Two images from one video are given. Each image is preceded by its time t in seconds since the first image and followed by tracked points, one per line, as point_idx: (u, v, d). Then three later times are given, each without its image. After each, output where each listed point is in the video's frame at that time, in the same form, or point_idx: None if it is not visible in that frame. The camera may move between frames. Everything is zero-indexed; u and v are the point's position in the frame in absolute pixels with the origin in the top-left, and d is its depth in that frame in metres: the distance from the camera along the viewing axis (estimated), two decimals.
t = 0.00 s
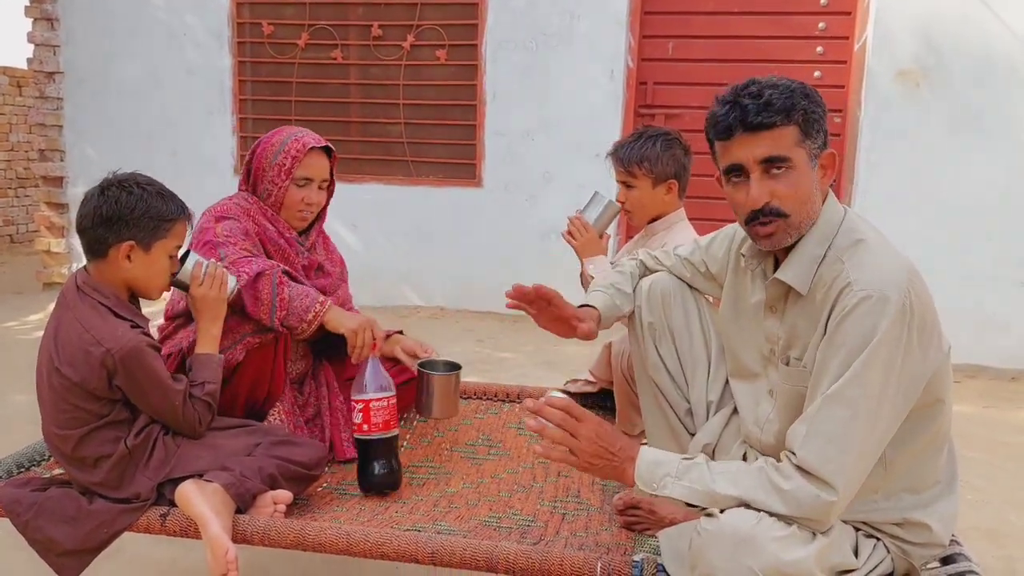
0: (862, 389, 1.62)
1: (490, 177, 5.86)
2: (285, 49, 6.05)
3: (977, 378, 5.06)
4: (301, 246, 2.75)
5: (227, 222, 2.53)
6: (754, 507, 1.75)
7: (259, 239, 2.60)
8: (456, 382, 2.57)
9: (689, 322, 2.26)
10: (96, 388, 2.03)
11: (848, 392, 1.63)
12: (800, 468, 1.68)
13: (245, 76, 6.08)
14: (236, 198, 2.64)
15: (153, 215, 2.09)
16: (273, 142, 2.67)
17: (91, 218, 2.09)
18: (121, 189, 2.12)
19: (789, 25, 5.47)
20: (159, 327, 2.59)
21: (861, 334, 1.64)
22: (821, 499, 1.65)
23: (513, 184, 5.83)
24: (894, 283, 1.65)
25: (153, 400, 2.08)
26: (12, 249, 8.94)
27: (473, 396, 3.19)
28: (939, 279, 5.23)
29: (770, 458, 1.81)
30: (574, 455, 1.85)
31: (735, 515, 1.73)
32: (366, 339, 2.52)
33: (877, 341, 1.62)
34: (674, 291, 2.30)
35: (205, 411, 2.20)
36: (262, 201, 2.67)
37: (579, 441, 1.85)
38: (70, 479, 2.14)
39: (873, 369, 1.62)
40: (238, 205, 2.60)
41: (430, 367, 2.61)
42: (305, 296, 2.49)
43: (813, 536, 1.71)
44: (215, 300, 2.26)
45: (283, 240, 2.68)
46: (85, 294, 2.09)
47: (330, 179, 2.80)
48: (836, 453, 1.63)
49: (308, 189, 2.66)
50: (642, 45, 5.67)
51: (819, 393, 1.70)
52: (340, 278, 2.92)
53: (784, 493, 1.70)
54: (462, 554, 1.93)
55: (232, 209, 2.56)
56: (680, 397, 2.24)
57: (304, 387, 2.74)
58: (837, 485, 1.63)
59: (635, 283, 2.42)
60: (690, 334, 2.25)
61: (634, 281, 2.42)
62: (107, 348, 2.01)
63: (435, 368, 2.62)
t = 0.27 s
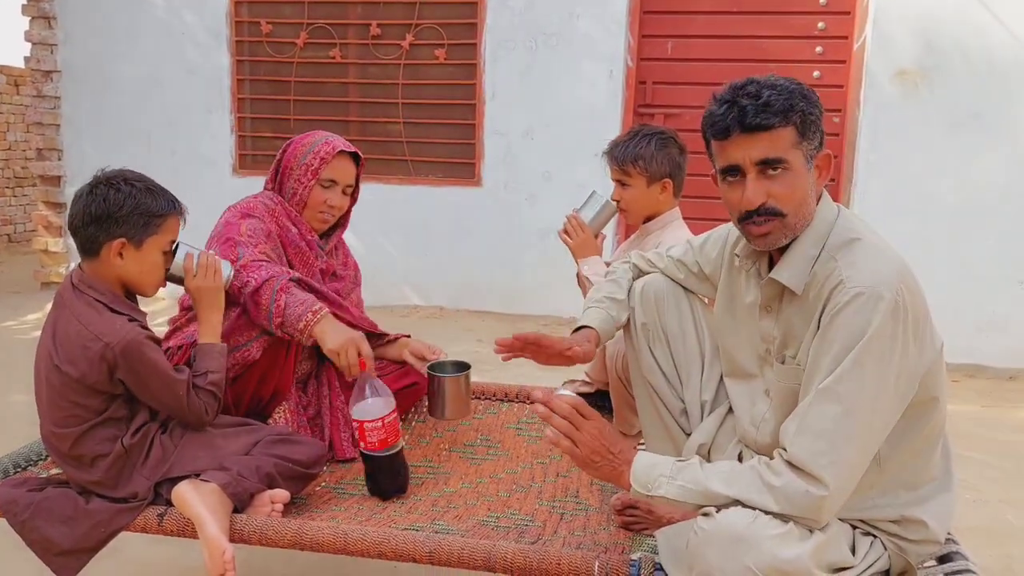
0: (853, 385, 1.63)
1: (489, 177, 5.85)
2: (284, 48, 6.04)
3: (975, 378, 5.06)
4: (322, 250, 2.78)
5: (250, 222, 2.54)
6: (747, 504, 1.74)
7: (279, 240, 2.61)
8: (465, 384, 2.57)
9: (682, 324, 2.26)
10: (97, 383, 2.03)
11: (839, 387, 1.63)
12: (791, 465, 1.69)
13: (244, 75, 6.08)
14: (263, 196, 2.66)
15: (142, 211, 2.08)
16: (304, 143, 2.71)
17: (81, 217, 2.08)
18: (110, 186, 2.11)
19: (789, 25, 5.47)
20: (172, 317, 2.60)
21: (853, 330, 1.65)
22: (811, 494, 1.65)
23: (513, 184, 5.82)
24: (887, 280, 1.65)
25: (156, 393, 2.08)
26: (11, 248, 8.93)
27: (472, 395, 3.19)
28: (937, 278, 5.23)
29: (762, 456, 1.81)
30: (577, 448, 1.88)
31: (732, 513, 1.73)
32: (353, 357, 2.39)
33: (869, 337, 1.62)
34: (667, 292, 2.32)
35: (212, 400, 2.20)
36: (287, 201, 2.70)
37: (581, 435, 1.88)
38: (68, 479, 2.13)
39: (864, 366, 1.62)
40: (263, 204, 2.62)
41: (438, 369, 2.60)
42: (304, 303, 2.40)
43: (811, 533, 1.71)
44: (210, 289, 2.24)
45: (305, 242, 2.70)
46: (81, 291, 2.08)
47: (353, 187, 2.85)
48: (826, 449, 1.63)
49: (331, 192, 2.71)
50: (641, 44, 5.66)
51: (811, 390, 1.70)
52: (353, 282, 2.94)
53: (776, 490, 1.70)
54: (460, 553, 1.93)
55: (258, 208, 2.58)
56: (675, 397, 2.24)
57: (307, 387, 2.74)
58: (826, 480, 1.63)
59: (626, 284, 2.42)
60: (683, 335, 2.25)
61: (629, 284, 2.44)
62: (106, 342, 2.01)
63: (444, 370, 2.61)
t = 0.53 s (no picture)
0: (847, 383, 1.63)
1: (488, 176, 5.85)
2: (283, 47, 6.04)
3: (975, 377, 5.06)
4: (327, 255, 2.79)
5: (254, 235, 2.52)
6: (744, 503, 1.73)
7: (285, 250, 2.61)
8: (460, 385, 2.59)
9: (682, 322, 2.26)
10: (94, 379, 2.03)
11: (832, 385, 1.64)
12: (786, 462, 1.69)
13: (243, 74, 6.07)
14: (270, 204, 2.66)
15: (132, 208, 2.08)
16: (304, 146, 2.72)
17: (71, 216, 2.08)
18: (97, 184, 2.10)
19: (788, 23, 5.47)
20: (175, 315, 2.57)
21: (847, 328, 1.65)
22: (807, 492, 1.65)
23: (512, 183, 5.82)
24: (880, 278, 1.65)
25: (155, 388, 2.07)
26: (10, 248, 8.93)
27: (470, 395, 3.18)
28: (937, 277, 5.23)
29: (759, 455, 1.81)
30: (576, 447, 1.89)
31: (730, 512, 1.73)
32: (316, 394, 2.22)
33: (863, 335, 1.62)
34: (668, 292, 2.31)
35: (212, 391, 2.19)
36: (292, 208, 2.70)
37: (580, 433, 1.89)
38: (66, 478, 2.13)
39: (858, 363, 1.62)
40: (269, 214, 2.61)
41: (434, 371, 2.66)
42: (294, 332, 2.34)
43: (808, 531, 1.71)
44: (201, 280, 2.23)
45: (312, 250, 2.70)
46: (75, 290, 2.08)
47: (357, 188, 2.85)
48: (821, 446, 1.63)
49: (333, 192, 2.72)
50: (641, 43, 5.66)
51: (805, 388, 1.71)
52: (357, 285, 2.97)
53: (772, 488, 1.70)
54: (458, 553, 1.93)
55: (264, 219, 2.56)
56: (675, 396, 2.24)
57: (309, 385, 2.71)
58: (821, 477, 1.63)
59: (627, 287, 2.41)
60: (683, 333, 2.25)
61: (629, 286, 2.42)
62: (102, 339, 2.01)
63: (439, 372, 2.67)
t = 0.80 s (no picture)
0: (846, 380, 1.63)
1: (487, 174, 5.85)
2: (281, 46, 6.04)
3: (974, 373, 5.06)
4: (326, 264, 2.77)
5: (250, 263, 2.50)
6: (743, 500, 1.73)
7: (284, 267, 2.60)
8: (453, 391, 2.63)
9: (682, 319, 2.26)
10: (89, 378, 2.03)
11: (831, 382, 1.64)
12: (784, 459, 1.69)
13: (240, 73, 6.07)
14: (265, 218, 2.63)
15: (120, 206, 2.08)
16: (290, 151, 2.69)
17: (61, 216, 2.08)
18: (86, 184, 2.10)
19: (787, 20, 5.47)
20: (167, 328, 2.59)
21: (846, 325, 1.65)
22: (805, 488, 1.65)
23: (511, 181, 5.82)
24: (880, 275, 1.65)
25: (151, 385, 2.08)
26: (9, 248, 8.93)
27: (468, 393, 3.18)
28: (936, 274, 5.23)
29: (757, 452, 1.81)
30: (569, 448, 1.87)
31: (728, 509, 1.73)
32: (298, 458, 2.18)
33: (863, 332, 1.62)
34: (668, 287, 2.31)
35: (207, 389, 2.19)
36: (285, 220, 2.66)
37: (572, 435, 1.87)
38: (64, 478, 2.13)
39: (858, 361, 1.62)
40: (263, 234, 2.58)
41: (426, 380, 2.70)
42: (286, 376, 2.34)
43: (807, 527, 1.71)
44: (195, 278, 2.21)
45: (311, 264, 2.69)
46: (68, 290, 2.08)
47: (346, 187, 2.82)
48: (819, 443, 1.63)
49: (322, 195, 2.68)
50: (639, 41, 5.66)
51: (804, 385, 1.71)
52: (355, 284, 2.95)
53: (770, 484, 1.70)
54: (457, 551, 1.93)
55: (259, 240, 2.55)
56: (674, 392, 2.24)
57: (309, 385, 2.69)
58: (820, 474, 1.63)
59: (627, 284, 2.40)
60: (683, 330, 2.25)
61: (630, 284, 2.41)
62: (96, 337, 2.01)
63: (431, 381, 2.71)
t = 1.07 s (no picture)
0: (848, 373, 1.63)
1: (486, 168, 5.85)
2: (280, 40, 6.03)
3: (974, 367, 5.06)
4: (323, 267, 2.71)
5: (240, 277, 2.46)
6: (743, 493, 1.74)
7: (276, 278, 2.56)
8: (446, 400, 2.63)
9: (682, 311, 2.26)
10: (89, 370, 2.04)
11: (833, 375, 1.64)
12: (783, 451, 1.69)
13: (240, 67, 6.07)
14: (253, 229, 2.58)
15: (118, 200, 2.08)
16: (269, 154, 2.64)
17: (59, 209, 2.08)
18: (84, 176, 2.11)
19: (787, 14, 5.46)
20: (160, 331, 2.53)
21: (848, 318, 1.65)
22: (804, 480, 1.65)
23: (511, 175, 5.82)
24: (884, 268, 1.65)
25: (150, 377, 2.09)
26: (10, 243, 8.94)
27: (467, 387, 3.19)
28: (936, 268, 5.23)
29: (755, 444, 1.81)
30: (567, 440, 1.88)
31: (727, 502, 1.73)
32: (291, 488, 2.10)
33: (866, 325, 1.62)
34: (668, 278, 2.31)
35: (207, 381, 2.19)
36: (273, 227, 2.60)
37: (569, 427, 1.88)
38: (64, 471, 2.14)
39: (861, 354, 1.62)
40: (251, 246, 2.53)
41: (415, 389, 2.72)
42: (279, 401, 2.27)
43: (806, 520, 1.72)
44: (194, 270, 2.19)
45: (307, 270, 2.65)
46: (66, 283, 2.09)
47: (333, 184, 2.73)
48: (819, 436, 1.64)
49: (306, 195, 2.60)
50: (639, 34, 5.65)
51: (805, 377, 1.71)
52: (358, 284, 2.91)
53: (768, 477, 1.70)
54: (455, 542, 1.93)
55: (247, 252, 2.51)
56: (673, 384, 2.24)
57: (309, 383, 2.70)
58: (819, 466, 1.63)
59: (627, 278, 2.40)
60: (683, 322, 2.25)
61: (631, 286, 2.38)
62: (95, 330, 2.01)
63: (421, 390, 2.73)
